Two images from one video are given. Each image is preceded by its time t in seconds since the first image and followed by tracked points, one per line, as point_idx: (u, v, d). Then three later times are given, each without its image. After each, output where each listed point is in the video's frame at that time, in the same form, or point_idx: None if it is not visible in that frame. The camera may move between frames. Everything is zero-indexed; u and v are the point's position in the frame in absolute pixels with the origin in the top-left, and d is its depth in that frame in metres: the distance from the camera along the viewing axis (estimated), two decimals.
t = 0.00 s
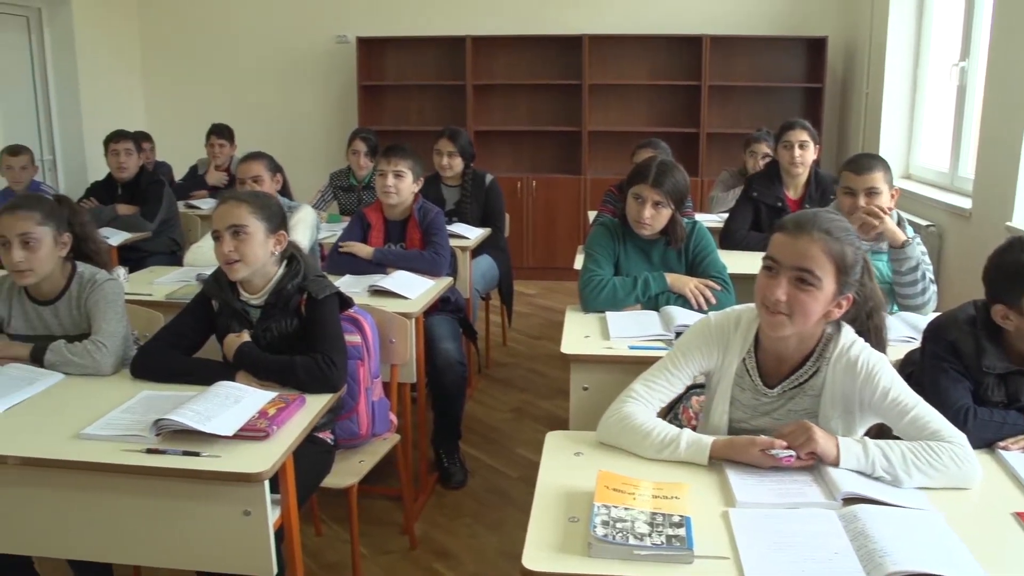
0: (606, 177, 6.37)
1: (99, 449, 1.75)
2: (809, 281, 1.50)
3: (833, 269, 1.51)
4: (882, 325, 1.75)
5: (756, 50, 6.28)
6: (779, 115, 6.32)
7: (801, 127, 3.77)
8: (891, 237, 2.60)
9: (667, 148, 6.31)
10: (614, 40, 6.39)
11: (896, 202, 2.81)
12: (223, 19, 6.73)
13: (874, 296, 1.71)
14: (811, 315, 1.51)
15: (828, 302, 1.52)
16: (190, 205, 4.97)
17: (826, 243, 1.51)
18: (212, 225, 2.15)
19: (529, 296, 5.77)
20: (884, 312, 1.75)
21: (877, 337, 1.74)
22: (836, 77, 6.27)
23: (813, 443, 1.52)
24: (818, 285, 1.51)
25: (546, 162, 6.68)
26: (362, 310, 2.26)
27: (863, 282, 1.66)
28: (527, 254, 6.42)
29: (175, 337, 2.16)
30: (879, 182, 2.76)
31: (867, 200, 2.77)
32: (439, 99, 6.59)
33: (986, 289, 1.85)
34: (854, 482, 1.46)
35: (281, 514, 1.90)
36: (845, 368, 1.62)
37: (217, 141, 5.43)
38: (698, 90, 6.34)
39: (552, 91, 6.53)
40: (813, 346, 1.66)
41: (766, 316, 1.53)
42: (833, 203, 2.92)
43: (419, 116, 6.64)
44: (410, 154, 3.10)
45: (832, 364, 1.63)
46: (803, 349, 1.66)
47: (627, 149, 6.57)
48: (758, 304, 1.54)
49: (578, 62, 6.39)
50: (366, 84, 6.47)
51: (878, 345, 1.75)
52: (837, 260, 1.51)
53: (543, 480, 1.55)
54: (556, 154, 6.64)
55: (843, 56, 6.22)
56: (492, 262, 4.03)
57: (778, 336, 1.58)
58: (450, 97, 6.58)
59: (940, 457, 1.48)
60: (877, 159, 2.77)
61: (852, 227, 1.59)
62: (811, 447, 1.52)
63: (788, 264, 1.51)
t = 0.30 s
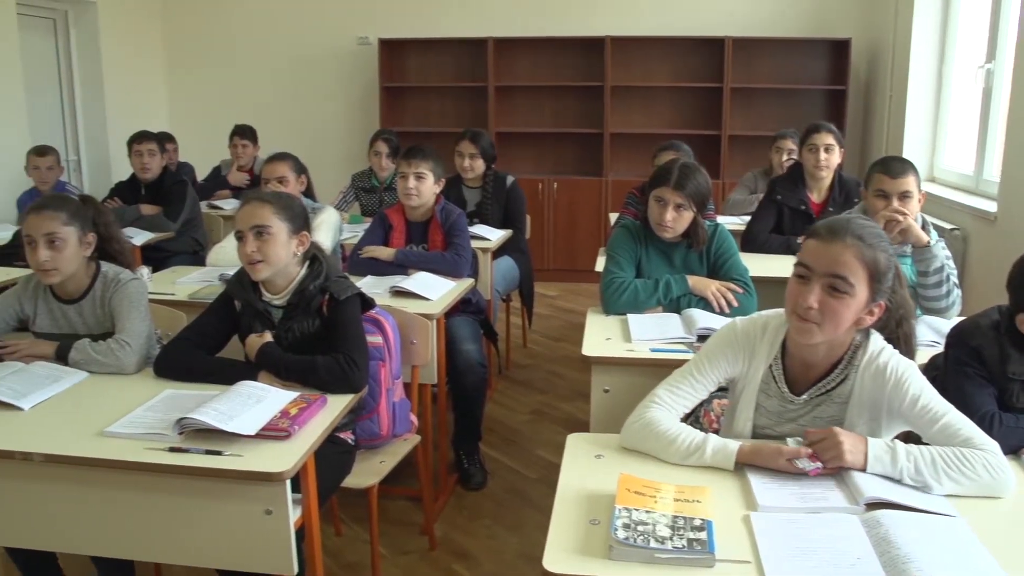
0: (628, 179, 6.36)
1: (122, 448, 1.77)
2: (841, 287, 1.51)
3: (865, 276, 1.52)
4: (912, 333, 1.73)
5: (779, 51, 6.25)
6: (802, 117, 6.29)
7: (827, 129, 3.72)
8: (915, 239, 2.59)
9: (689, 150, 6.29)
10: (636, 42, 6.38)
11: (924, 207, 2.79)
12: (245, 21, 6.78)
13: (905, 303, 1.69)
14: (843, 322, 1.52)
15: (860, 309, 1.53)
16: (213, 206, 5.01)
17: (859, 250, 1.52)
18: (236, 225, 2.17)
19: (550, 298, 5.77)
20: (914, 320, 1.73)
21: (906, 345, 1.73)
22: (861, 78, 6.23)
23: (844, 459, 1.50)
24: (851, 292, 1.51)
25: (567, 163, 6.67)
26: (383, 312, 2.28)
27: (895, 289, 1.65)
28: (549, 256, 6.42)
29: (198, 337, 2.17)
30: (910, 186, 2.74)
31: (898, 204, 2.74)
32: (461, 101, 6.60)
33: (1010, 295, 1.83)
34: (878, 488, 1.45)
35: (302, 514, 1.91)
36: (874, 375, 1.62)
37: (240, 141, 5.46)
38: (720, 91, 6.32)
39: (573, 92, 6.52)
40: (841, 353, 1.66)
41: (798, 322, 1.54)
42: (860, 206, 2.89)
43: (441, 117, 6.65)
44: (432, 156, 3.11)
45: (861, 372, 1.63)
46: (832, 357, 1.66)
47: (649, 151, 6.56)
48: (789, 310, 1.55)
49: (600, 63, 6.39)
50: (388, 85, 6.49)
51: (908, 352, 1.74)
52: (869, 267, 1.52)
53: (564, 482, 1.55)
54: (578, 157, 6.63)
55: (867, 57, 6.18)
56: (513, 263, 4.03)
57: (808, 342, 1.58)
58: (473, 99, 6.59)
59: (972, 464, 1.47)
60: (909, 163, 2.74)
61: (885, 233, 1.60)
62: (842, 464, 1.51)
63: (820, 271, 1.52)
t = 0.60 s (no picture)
0: (651, 181, 6.34)
1: (148, 446, 1.78)
2: (870, 293, 1.50)
3: (895, 283, 1.51)
4: (942, 342, 1.71)
5: (803, 53, 6.21)
6: (826, 120, 6.25)
7: (853, 132, 3.69)
8: (942, 241, 2.58)
9: (713, 152, 6.26)
10: (660, 44, 6.37)
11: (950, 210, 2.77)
12: (269, 23, 6.83)
13: (935, 312, 1.68)
14: (870, 328, 1.51)
15: (888, 316, 1.52)
16: (238, 206, 5.04)
17: (890, 256, 1.51)
18: (261, 226, 2.18)
19: (572, 300, 5.77)
20: (945, 329, 1.71)
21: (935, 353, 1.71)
22: (886, 81, 6.19)
23: (869, 470, 1.49)
24: (880, 298, 1.50)
25: (590, 166, 6.66)
26: (406, 313, 2.28)
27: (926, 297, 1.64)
28: (571, 258, 6.42)
29: (222, 337, 2.19)
30: (936, 190, 2.71)
31: (924, 208, 2.72)
32: (484, 104, 6.61)
33: None
34: (903, 495, 1.44)
35: (324, 514, 1.92)
36: (901, 382, 1.61)
37: (265, 142, 5.49)
38: (744, 94, 6.30)
39: (596, 95, 6.51)
40: (868, 359, 1.65)
41: (825, 327, 1.53)
42: (885, 210, 2.87)
43: (464, 119, 6.66)
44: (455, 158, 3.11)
45: (888, 377, 1.62)
46: (859, 362, 1.65)
47: (672, 153, 6.54)
48: (817, 314, 1.54)
49: (624, 65, 6.38)
50: (412, 88, 6.51)
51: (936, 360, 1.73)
52: (899, 273, 1.51)
53: (587, 485, 1.55)
54: (601, 160, 6.63)
55: (892, 60, 6.13)
56: (536, 265, 4.03)
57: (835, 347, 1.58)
58: (496, 102, 6.60)
59: (1002, 473, 1.45)
60: (936, 166, 2.72)
61: (917, 241, 1.58)
62: (866, 475, 1.49)
63: (849, 275, 1.52)
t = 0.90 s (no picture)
0: (677, 185, 6.32)
1: (175, 445, 1.80)
2: (900, 298, 1.49)
3: (926, 289, 1.50)
4: (973, 350, 1.69)
5: (830, 56, 6.17)
6: (854, 124, 6.21)
7: (880, 137, 3.65)
8: (975, 246, 2.59)
9: (739, 155, 6.23)
10: (685, 47, 6.35)
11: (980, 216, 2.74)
12: (295, 26, 6.88)
13: (966, 320, 1.66)
14: (900, 334, 1.50)
15: (919, 322, 1.51)
16: (265, 208, 5.08)
17: (921, 261, 1.50)
18: (291, 219, 2.21)
19: (596, 303, 5.76)
20: (976, 336, 1.70)
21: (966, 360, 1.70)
22: (914, 84, 6.13)
23: (897, 480, 1.47)
24: (910, 303, 1.49)
25: (615, 169, 6.65)
26: (431, 315, 2.29)
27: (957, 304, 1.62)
28: (596, 261, 6.41)
29: (248, 337, 2.21)
30: (965, 195, 2.69)
31: (953, 213, 2.70)
32: (509, 107, 6.62)
33: None
34: (930, 504, 1.43)
35: (349, 515, 1.93)
36: (931, 388, 1.59)
37: (291, 144, 5.53)
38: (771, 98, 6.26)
39: (621, 98, 6.51)
40: (898, 365, 1.63)
41: (854, 331, 1.52)
42: (914, 216, 2.85)
43: (490, 122, 6.67)
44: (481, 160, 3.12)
45: (917, 384, 1.60)
46: (888, 368, 1.63)
47: (698, 157, 6.51)
48: (846, 318, 1.53)
49: (650, 69, 6.36)
50: (437, 91, 6.53)
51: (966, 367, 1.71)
52: (930, 278, 1.50)
53: (612, 489, 1.55)
54: (626, 163, 6.61)
55: (921, 63, 6.08)
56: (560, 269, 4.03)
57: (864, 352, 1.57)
58: (521, 105, 6.60)
59: None
60: (965, 171, 2.70)
61: (950, 246, 1.57)
62: (893, 484, 1.48)
63: (879, 280, 1.51)
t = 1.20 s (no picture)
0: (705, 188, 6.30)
1: (204, 444, 1.82)
2: (933, 303, 1.48)
3: (959, 294, 1.48)
4: (1007, 358, 1.68)
5: (861, 60, 6.12)
6: (884, 128, 6.15)
7: (911, 142, 3.58)
8: (1010, 253, 2.54)
9: (768, 159, 6.20)
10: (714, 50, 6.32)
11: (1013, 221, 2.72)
12: (322, 28, 6.92)
13: (1000, 327, 1.65)
14: (932, 339, 1.48)
15: (951, 327, 1.49)
16: (293, 210, 5.12)
17: (954, 265, 1.49)
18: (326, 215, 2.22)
19: (622, 306, 5.76)
20: (1010, 344, 1.68)
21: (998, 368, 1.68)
22: (944, 87, 6.08)
23: (929, 491, 1.46)
24: (943, 308, 1.48)
25: (642, 173, 6.64)
26: (457, 317, 2.31)
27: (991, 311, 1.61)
28: (622, 265, 6.40)
29: (276, 336, 2.23)
30: (997, 200, 2.68)
31: (985, 218, 2.69)
32: (536, 109, 6.62)
33: None
34: (961, 513, 1.41)
35: (375, 516, 1.94)
36: (965, 395, 1.57)
37: (318, 146, 5.56)
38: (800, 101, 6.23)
39: (648, 101, 6.49)
40: (930, 371, 1.62)
41: (886, 336, 1.51)
42: (944, 221, 2.83)
43: (517, 124, 6.67)
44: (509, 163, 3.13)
45: (950, 390, 1.59)
46: (920, 373, 1.62)
47: (726, 161, 6.48)
48: (877, 323, 1.52)
49: (678, 72, 6.34)
50: (464, 93, 6.55)
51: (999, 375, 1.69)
52: (963, 284, 1.49)
53: (639, 493, 1.55)
54: (653, 166, 6.60)
55: (952, 67, 6.02)
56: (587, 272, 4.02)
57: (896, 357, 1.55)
58: (548, 108, 6.60)
59: None
60: (998, 176, 2.68)
61: (983, 252, 1.56)
62: (924, 494, 1.46)
63: (911, 284, 1.50)
